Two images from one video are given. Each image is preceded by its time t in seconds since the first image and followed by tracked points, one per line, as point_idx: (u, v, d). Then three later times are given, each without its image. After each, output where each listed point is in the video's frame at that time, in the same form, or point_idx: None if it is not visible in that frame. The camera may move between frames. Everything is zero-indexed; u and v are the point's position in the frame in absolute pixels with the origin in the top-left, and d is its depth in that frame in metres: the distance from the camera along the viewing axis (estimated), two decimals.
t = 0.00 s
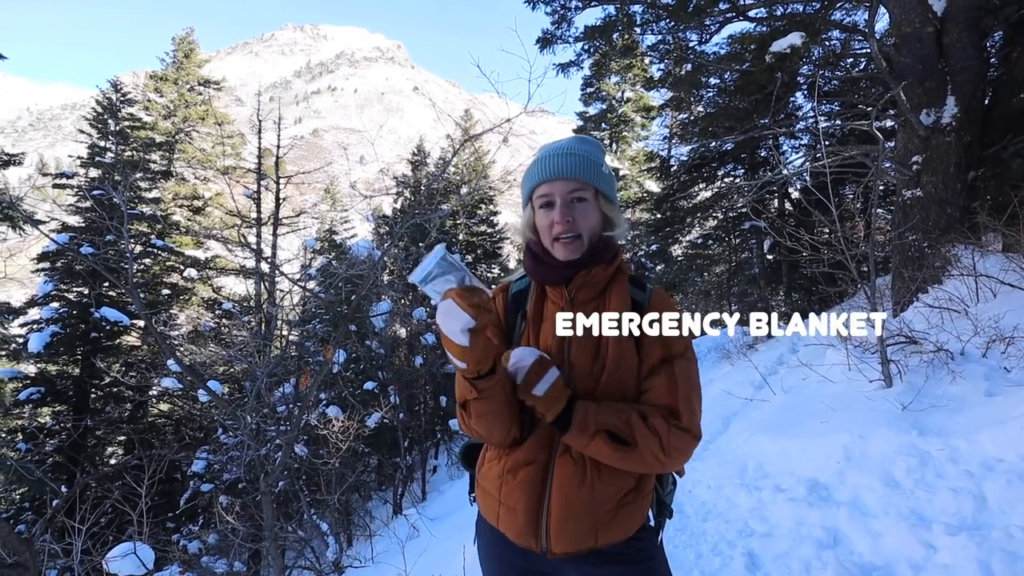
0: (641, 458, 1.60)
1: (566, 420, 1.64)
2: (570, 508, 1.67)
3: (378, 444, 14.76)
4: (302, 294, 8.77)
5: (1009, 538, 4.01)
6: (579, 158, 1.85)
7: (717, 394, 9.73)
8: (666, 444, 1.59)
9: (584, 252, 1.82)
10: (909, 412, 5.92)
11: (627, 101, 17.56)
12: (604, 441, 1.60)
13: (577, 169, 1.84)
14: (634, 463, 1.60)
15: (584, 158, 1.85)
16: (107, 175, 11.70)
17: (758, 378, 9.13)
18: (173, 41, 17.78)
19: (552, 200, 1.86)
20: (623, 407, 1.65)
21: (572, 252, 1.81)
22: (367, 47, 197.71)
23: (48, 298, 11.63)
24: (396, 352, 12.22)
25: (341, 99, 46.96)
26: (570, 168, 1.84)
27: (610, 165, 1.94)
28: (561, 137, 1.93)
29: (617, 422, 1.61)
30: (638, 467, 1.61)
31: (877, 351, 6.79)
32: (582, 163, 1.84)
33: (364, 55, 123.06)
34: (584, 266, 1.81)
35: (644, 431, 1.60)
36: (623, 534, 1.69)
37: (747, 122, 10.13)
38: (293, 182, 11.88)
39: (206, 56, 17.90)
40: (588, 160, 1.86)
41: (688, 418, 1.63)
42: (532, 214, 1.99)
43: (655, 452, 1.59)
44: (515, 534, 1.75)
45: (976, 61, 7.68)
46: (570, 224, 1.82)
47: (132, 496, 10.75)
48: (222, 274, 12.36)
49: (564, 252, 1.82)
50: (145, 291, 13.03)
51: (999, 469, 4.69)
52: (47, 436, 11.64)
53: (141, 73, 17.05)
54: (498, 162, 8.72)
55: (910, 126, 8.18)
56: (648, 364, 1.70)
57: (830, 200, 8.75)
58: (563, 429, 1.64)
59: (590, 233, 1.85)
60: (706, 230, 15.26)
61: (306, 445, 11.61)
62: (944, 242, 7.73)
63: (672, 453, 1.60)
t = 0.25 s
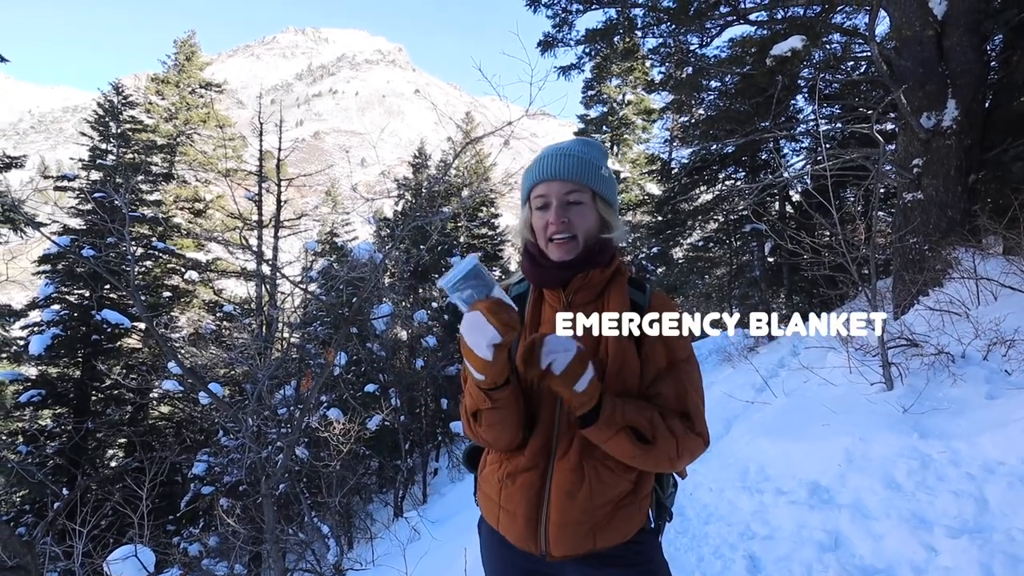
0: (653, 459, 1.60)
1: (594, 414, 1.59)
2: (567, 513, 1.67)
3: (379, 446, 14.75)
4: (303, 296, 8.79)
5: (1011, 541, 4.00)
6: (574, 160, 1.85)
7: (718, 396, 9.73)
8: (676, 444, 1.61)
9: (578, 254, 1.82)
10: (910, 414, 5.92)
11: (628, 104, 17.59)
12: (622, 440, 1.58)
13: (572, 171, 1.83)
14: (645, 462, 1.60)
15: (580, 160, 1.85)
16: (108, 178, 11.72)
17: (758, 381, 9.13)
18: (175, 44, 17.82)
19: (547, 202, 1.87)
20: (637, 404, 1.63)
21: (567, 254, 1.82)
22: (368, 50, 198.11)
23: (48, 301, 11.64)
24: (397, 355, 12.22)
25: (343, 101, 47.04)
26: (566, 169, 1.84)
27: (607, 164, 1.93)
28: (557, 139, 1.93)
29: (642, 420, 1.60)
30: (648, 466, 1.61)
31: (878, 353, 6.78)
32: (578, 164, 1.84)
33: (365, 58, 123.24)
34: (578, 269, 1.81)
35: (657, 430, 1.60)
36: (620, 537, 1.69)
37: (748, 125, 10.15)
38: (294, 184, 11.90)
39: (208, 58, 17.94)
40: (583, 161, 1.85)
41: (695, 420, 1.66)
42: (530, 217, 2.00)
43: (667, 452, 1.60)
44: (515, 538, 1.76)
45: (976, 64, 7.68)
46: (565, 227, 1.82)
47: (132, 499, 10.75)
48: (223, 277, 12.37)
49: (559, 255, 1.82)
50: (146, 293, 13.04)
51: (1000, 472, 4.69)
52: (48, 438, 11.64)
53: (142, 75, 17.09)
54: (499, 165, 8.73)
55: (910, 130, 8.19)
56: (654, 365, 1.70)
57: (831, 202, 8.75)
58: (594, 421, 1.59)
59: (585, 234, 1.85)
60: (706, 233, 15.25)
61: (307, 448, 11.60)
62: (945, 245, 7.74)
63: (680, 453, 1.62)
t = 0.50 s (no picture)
0: (641, 458, 1.57)
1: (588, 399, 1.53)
2: (562, 515, 1.68)
3: (379, 447, 14.76)
4: (303, 298, 8.79)
5: (1010, 540, 4.01)
6: (570, 162, 1.85)
7: (718, 396, 9.73)
8: (664, 443, 1.59)
9: (572, 255, 1.83)
10: (910, 414, 5.92)
11: (627, 105, 17.61)
12: (611, 437, 1.55)
13: (569, 172, 1.84)
14: (634, 461, 1.57)
15: (577, 160, 1.85)
16: (108, 179, 11.72)
17: (758, 380, 9.14)
18: (174, 46, 17.81)
19: (543, 204, 1.88)
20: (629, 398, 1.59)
21: (561, 255, 1.83)
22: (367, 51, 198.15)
23: (47, 303, 11.64)
24: (397, 356, 12.22)
25: (342, 102, 47.03)
26: (562, 170, 1.84)
27: (607, 164, 1.93)
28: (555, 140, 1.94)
29: (632, 417, 1.56)
30: (635, 465, 1.58)
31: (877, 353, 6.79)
32: (574, 164, 1.85)
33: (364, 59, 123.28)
34: (571, 269, 1.81)
35: (643, 428, 1.56)
36: (617, 538, 1.70)
37: (747, 125, 10.16)
38: (294, 186, 11.89)
39: (207, 60, 17.94)
40: (580, 161, 1.85)
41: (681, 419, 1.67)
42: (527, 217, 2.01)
43: (653, 451, 1.58)
44: (513, 537, 1.78)
45: (975, 64, 7.68)
46: (559, 228, 1.84)
47: (132, 501, 10.74)
48: (223, 278, 12.36)
49: (554, 256, 1.84)
50: (145, 295, 13.04)
51: (999, 471, 4.69)
52: (48, 440, 11.63)
53: (141, 77, 17.08)
54: (499, 165, 8.74)
55: (910, 130, 8.19)
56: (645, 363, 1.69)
57: (830, 203, 8.76)
58: (586, 410, 1.54)
59: (580, 235, 1.85)
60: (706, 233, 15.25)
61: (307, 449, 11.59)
62: (944, 245, 7.75)
63: (669, 453, 1.61)
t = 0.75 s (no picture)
0: (634, 464, 1.57)
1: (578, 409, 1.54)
2: (558, 518, 1.68)
3: (379, 447, 14.75)
4: (302, 297, 8.78)
5: (1009, 540, 4.01)
6: (569, 164, 1.84)
7: (717, 396, 9.73)
8: (658, 448, 1.58)
9: (570, 259, 1.82)
10: (909, 414, 5.92)
11: (627, 105, 17.61)
12: (600, 444, 1.56)
13: (567, 173, 1.83)
14: (628, 467, 1.57)
15: (574, 161, 1.84)
16: (107, 179, 11.70)
17: (758, 381, 9.15)
18: (173, 45, 17.77)
19: (540, 207, 1.87)
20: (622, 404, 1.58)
21: (559, 259, 1.83)
22: (366, 50, 198.06)
23: (47, 302, 11.63)
24: (397, 356, 12.21)
25: (341, 102, 47.00)
26: (559, 172, 1.84)
27: (606, 164, 1.92)
28: (553, 139, 1.93)
29: (622, 427, 1.56)
30: (629, 470, 1.58)
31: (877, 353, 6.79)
32: (572, 165, 1.84)
33: (363, 59, 123.20)
34: (568, 273, 1.81)
35: (634, 434, 1.56)
36: (615, 540, 1.69)
37: (747, 126, 10.16)
38: (293, 185, 11.88)
39: (206, 59, 17.91)
40: (577, 162, 1.84)
41: (677, 424, 1.65)
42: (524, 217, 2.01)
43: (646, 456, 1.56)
44: (511, 538, 1.79)
45: (975, 65, 7.69)
46: (557, 232, 1.83)
47: (131, 501, 10.73)
48: (222, 278, 12.34)
49: (552, 259, 1.84)
50: (144, 294, 13.02)
51: (998, 471, 4.70)
52: (47, 440, 11.62)
53: (140, 76, 17.05)
54: (499, 165, 8.74)
55: (909, 130, 8.19)
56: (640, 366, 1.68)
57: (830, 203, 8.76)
58: (572, 423, 1.54)
59: (577, 239, 1.84)
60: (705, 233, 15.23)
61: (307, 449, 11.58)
62: (944, 245, 7.75)
63: (663, 458, 1.60)
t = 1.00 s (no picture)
0: (659, 481, 1.53)
1: (608, 427, 1.46)
2: (566, 538, 1.65)
3: (379, 447, 14.75)
4: (302, 297, 8.77)
5: (1010, 539, 4.01)
6: (576, 156, 1.82)
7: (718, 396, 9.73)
8: (686, 464, 1.56)
9: (577, 257, 1.81)
10: (910, 413, 5.92)
11: (627, 105, 17.62)
12: (628, 464, 1.50)
13: (574, 166, 1.82)
14: (655, 484, 1.53)
15: (580, 152, 1.83)
16: (107, 179, 11.70)
17: (758, 380, 9.14)
18: (172, 45, 17.75)
19: (546, 202, 1.85)
20: (651, 420, 1.53)
21: (565, 257, 1.81)
22: (365, 50, 198.04)
23: (47, 303, 11.63)
24: (397, 356, 12.20)
25: (341, 102, 46.99)
26: (564, 165, 1.82)
27: (612, 155, 1.91)
28: (557, 130, 1.91)
29: (658, 445, 1.51)
30: (655, 488, 1.54)
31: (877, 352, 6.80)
32: (579, 157, 1.82)
33: (363, 59, 123.15)
34: (577, 275, 1.78)
35: (665, 450, 1.52)
36: (622, 560, 1.68)
37: (747, 125, 10.17)
38: (293, 185, 11.87)
39: (205, 59, 17.88)
40: (584, 153, 1.83)
41: (700, 439, 1.63)
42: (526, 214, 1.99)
43: (673, 474, 1.53)
44: (512, 556, 1.77)
45: (975, 64, 7.69)
46: (563, 229, 1.80)
47: (131, 501, 10.73)
48: (222, 278, 12.34)
49: (556, 257, 1.81)
50: (144, 295, 13.02)
51: (999, 470, 4.70)
52: (47, 441, 11.62)
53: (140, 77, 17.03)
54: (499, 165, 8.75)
55: (909, 129, 8.19)
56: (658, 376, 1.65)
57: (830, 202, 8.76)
58: (605, 434, 1.46)
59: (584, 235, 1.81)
60: (705, 233, 15.18)
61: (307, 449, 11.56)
62: (944, 244, 7.75)
63: (689, 474, 1.57)
